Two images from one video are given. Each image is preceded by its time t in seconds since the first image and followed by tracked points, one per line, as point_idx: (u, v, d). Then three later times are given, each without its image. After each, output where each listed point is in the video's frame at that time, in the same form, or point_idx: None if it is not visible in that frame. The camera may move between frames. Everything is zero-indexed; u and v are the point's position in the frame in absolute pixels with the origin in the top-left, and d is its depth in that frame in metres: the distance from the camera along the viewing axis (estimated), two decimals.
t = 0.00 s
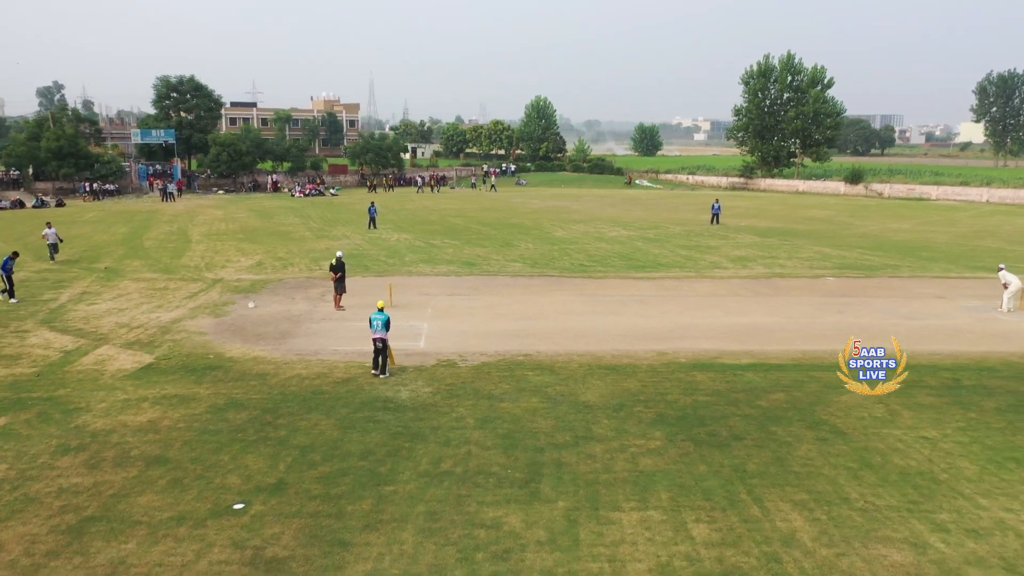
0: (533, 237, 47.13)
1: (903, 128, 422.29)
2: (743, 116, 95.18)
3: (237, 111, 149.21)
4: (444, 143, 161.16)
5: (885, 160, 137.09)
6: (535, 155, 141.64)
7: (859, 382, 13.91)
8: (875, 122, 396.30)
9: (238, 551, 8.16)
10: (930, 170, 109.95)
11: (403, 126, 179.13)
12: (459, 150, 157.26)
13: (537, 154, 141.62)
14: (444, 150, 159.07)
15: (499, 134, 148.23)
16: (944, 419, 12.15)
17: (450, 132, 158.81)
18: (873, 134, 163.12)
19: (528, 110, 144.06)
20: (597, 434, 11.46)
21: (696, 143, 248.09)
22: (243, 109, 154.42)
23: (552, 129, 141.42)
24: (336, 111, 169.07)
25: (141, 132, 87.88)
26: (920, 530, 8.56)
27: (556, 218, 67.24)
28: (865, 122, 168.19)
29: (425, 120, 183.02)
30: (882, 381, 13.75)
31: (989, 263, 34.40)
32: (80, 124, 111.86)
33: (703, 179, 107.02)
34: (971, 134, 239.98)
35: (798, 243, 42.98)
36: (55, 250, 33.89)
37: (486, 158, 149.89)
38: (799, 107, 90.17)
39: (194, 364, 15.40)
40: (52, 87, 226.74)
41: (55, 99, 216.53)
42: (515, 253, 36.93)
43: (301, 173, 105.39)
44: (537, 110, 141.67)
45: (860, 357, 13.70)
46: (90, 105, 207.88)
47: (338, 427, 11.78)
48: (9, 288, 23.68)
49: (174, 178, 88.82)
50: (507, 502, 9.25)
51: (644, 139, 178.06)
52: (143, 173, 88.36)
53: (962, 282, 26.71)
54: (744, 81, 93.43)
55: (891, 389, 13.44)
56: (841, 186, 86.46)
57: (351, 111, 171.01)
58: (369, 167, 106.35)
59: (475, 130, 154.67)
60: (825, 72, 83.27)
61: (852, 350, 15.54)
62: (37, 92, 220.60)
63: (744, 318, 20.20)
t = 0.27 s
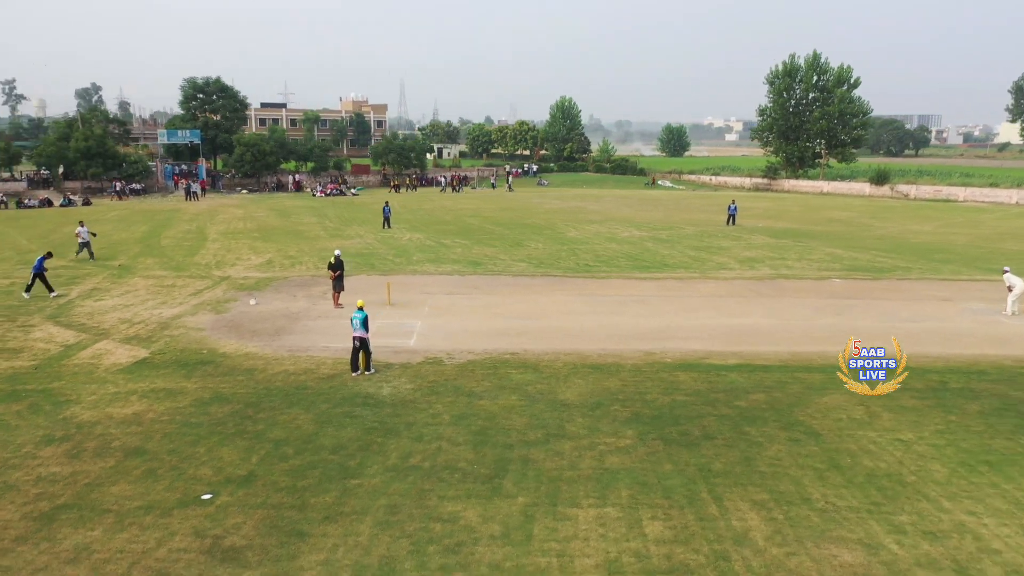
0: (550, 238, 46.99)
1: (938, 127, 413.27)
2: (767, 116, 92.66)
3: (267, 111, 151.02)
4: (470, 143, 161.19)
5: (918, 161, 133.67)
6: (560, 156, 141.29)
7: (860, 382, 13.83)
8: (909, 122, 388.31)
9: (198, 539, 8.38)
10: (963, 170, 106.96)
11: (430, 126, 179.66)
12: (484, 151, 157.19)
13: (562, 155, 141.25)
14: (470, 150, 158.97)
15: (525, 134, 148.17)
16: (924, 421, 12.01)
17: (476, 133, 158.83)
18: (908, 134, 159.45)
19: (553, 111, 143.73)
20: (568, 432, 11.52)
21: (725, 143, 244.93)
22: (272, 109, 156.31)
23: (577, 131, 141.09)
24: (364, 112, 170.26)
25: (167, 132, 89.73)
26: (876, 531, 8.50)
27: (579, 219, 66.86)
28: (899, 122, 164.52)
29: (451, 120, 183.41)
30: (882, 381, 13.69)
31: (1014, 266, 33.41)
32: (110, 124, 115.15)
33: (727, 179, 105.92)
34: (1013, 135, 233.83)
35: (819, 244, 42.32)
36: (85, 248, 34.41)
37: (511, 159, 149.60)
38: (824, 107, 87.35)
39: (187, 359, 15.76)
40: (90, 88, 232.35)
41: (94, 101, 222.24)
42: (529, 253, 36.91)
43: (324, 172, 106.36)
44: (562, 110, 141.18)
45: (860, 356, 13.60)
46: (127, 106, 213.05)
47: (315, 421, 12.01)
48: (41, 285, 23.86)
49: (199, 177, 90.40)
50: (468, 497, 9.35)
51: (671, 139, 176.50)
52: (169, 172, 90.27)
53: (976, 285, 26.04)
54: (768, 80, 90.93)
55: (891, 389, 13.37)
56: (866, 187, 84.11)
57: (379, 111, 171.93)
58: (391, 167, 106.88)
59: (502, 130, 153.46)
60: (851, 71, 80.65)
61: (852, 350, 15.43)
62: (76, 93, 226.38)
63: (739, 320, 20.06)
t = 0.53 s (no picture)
0: (560, 238, 46.93)
1: (963, 128, 407.07)
2: (782, 116, 91.31)
3: (285, 112, 152.29)
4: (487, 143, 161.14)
5: (939, 162, 131.42)
6: (576, 156, 141.04)
7: (860, 382, 13.86)
8: (933, 122, 382.88)
9: (161, 529, 8.56)
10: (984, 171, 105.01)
11: (448, 127, 179.96)
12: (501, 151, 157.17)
13: (578, 155, 140.96)
14: (487, 150, 158.87)
15: (541, 134, 148.02)
16: (899, 423, 11.95)
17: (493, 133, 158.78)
18: (932, 134, 157.24)
19: (570, 112, 143.34)
20: (540, 429, 11.60)
21: (745, 144, 242.95)
22: (290, 110, 157.60)
23: (593, 131, 140.49)
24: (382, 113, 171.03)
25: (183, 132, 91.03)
26: (831, 530, 8.51)
27: (593, 219, 66.59)
28: (922, 123, 162.28)
29: (468, 120, 183.60)
30: (882, 381, 13.71)
31: None
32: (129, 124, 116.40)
33: (742, 180, 105.18)
34: None
35: (831, 245, 41.94)
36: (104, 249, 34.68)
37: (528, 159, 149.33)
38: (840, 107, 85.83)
39: (177, 355, 16.05)
40: (115, 89, 236.09)
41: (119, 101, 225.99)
42: (536, 254, 36.92)
43: (338, 172, 106.93)
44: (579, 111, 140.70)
45: (860, 356, 13.61)
46: (151, 107, 216.40)
47: (292, 417, 12.18)
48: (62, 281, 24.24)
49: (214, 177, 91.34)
50: (431, 492, 9.46)
51: (689, 140, 175.50)
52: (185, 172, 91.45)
53: (980, 287, 25.65)
54: (784, 80, 89.60)
55: (891, 389, 13.40)
56: (881, 188, 82.60)
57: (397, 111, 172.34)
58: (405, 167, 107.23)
59: (518, 131, 153.43)
60: (868, 71, 78.79)
61: (850, 351, 15.43)
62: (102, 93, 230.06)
63: (730, 320, 20.01)
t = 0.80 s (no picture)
0: (571, 238, 46.84)
1: (992, 128, 399.36)
2: (800, 116, 90.13)
3: (307, 112, 153.45)
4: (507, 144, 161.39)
5: (965, 163, 128.70)
6: (595, 157, 140.63)
7: (860, 382, 13.91)
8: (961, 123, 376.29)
9: (122, 519, 8.79)
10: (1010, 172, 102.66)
11: (468, 127, 180.29)
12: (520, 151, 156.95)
13: (596, 156, 140.52)
14: (507, 150, 158.79)
15: (560, 135, 147.62)
16: (871, 423, 11.91)
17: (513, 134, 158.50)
18: (960, 134, 154.41)
19: (589, 112, 142.49)
20: (508, 426, 11.72)
21: (768, 144, 240.41)
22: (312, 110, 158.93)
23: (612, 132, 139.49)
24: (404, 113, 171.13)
25: (202, 133, 92.32)
26: (779, 529, 8.53)
27: (609, 220, 66.38)
28: (950, 123, 159.52)
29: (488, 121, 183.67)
30: (882, 381, 13.77)
31: None
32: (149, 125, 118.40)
33: (759, 180, 104.22)
34: None
35: (844, 245, 41.48)
36: (121, 249, 35.30)
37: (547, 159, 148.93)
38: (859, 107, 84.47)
39: (165, 351, 16.40)
40: (144, 90, 240.18)
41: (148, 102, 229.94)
42: (543, 254, 36.94)
43: (353, 172, 107.60)
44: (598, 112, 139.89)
45: (860, 357, 13.75)
46: (179, 108, 219.84)
47: (267, 412, 12.41)
48: (88, 281, 24.86)
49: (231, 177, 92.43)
50: (389, 486, 9.62)
51: (711, 140, 174.03)
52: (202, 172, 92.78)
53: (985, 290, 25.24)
54: (803, 80, 88.39)
55: (891, 389, 13.43)
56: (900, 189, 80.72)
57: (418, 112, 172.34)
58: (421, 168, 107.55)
59: (538, 131, 153.24)
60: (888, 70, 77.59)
61: (849, 351, 15.46)
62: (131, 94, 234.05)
63: (720, 320, 19.97)
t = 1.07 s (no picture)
0: (584, 239, 46.77)
1: None
2: (821, 117, 89.17)
3: (330, 113, 154.87)
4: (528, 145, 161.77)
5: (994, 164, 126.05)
6: (615, 158, 139.91)
7: (859, 382, 13.98)
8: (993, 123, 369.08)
9: (89, 508, 9.03)
10: None
11: (490, 128, 180.63)
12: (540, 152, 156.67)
13: (616, 157, 139.73)
14: (528, 151, 158.82)
15: (581, 135, 147.02)
16: (843, 424, 11.86)
17: (534, 134, 158.09)
18: (991, 135, 151.37)
19: (609, 112, 141.53)
20: (480, 424, 11.85)
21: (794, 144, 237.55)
22: (334, 111, 160.36)
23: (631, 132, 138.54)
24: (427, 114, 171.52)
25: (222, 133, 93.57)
26: (731, 527, 8.55)
27: (625, 220, 66.10)
28: (982, 124, 156.51)
29: (510, 121, 183.68)
30: (882, 382, 13.83)
31: None
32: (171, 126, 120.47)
33: (777, 181, 103.00)
34: None
35: (859, 247, 40.97)
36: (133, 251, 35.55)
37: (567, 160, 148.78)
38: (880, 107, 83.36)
39: (157, 346, 16.77)
40: (174, 92, 244.35)
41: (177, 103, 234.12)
42: (551, 254, 36.99)
43: (370, 172, 108.21)
44: (618, 112, 139.07)
45: (861, 357, 13.84)
46: (207, 109, 223.27)
47: (246, 406, 12.65)
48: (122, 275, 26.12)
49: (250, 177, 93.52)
50: (352, 480, 9.78)
51: (734, 140, 172.41)
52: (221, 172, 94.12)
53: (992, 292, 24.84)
54: (823, 80, 87.44)
55: (891, 389, 13.50)
56: (921, 191, 79.05)
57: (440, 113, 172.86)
58: (438, 168, 107.86)
59: (559, 132, 152.98)
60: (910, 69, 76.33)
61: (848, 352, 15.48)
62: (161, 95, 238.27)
63: (712, 321, 19.95)
